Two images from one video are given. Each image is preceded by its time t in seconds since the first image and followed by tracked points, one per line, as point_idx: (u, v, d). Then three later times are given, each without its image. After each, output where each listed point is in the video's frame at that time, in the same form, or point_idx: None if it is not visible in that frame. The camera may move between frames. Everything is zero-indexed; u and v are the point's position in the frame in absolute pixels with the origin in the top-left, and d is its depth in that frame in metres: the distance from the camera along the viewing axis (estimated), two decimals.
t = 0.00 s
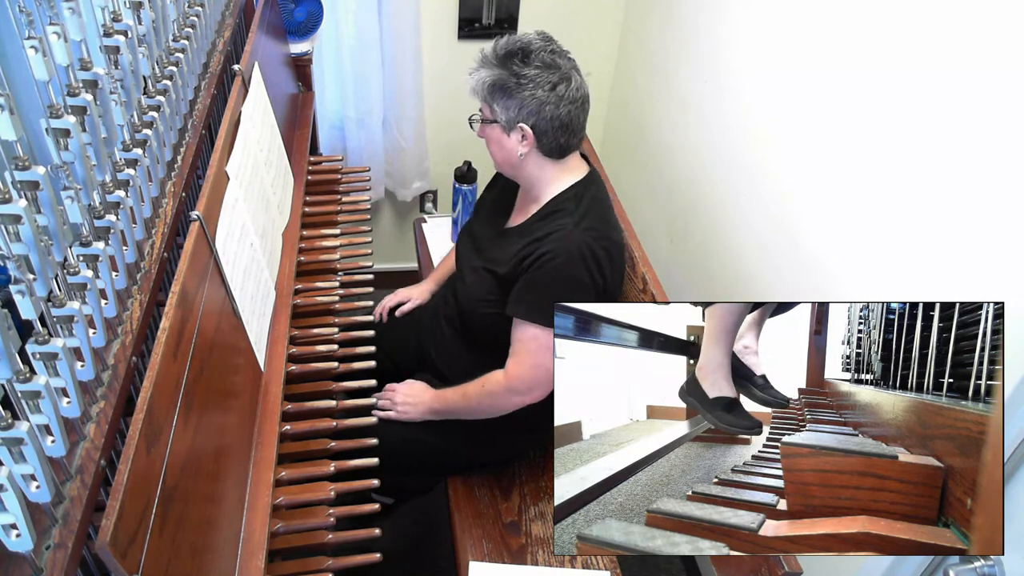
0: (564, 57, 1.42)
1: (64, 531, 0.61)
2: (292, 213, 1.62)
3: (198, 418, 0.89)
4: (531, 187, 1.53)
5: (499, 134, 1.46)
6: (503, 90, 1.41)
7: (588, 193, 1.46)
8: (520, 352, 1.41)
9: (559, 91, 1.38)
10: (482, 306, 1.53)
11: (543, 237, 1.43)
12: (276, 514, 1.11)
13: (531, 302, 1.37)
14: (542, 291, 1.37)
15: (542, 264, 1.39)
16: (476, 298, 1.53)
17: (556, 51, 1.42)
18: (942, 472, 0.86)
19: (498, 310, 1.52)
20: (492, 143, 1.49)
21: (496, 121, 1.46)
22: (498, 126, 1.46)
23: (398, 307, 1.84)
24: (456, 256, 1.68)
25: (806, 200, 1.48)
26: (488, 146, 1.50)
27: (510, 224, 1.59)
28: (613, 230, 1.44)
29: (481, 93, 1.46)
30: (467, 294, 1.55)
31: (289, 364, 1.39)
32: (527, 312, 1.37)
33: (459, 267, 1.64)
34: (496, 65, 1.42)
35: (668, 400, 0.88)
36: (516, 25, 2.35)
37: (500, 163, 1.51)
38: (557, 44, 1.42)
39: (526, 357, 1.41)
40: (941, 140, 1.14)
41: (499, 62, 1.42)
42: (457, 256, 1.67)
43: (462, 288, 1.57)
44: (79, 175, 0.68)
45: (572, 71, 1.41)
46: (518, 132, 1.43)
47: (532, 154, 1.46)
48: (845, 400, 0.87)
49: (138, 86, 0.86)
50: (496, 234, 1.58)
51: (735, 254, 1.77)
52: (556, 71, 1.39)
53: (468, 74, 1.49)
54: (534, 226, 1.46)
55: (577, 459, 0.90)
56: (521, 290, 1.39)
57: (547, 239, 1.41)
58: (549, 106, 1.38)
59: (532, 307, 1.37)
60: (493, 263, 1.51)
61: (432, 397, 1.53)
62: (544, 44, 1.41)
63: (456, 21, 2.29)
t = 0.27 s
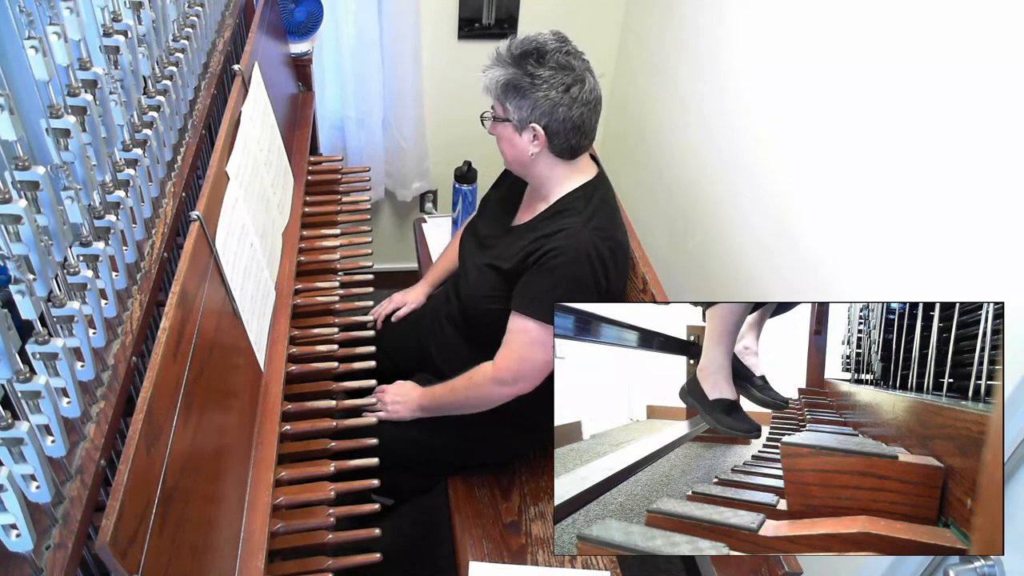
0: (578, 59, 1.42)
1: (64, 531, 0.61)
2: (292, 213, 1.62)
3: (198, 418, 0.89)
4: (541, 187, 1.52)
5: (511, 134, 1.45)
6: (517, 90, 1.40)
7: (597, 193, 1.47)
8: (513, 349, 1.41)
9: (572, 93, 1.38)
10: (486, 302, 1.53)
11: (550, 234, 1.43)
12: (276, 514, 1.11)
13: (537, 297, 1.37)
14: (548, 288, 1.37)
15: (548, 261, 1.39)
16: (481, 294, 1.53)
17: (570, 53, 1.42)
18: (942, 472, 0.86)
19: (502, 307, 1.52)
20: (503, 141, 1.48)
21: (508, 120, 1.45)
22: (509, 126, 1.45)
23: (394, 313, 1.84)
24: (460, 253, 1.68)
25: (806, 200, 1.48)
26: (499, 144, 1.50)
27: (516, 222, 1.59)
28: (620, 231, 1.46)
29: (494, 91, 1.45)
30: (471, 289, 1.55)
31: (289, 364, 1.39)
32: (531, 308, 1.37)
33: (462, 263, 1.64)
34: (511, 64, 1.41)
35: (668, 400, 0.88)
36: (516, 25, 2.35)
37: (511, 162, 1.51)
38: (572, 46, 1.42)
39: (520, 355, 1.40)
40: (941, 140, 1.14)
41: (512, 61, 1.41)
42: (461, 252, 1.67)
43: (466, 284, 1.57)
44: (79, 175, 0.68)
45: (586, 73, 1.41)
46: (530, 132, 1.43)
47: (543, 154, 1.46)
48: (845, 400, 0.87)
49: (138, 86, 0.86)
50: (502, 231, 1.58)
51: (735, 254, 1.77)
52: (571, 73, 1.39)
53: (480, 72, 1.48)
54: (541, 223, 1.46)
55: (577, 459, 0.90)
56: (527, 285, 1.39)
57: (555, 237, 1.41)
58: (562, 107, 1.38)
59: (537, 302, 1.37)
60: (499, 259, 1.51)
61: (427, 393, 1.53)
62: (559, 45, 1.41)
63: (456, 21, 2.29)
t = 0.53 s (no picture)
0: (588, 62, 1.41)
1: (65, 531, 0.61)
2: (292, 213, 1.62)
3: (198, 418, 0.89)
4: (547, 188, 1.51)
5: (519, 136, 1.45)
6: (527, 94, 1.40)
7: (603, 194, 1.47)
8: (514, 348, 1.41)
9: (583, 98, 1.38)
10: (490, 301, 1.53)
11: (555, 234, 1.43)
12: (276, 514, 1.11)
13: (542, 298, 1.38)
14: (553, 289, 1.38)
15: (554, 261, 1.40)
16: (484, 292, 1.53)
17: (581, 56, 1.41)
18: (942, 472, 0.86)
19: (505, 306, 1.52)
20: (511, 143, 1.48)
21: (517, 123, 1.45)
22: (519, 129, 1.45)
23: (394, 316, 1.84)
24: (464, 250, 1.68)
25: (806, 200, 1.48)
26: (506, 145, 1.49)
27: (519, 221, 1.59)
28: (624, 232, 1.46)
29: (503, 93, 1.45)
30: (475, 287, 1.55)
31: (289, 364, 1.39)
32: (535, 309, 1.38)
33: (466, 260, 1.64)
34: (521, 67, 1.41)
35: (668, 400, 0.88)
36: (516, 25, 2.35)
37: (518, 163, 1.50)
38: (583, 48, 1.41)
39: (521, 353, 1.41)
40: (941, 140, 1.14)
41: (523, 65, 1.41)
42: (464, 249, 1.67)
43: (468, 281, 1.57)
44: (78, 175, 0.68)
45: (596, 77, 1.40)
46: (539, 136, 1.42)
47: (552, 158, 1.45)
48: (845, 400, 0.87)
49: (138, 86, 0.86)
50: (503, 230, 1.58)
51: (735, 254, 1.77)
52: (581, 78, 1.38)
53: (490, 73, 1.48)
54: (546, 222, 1.45)
55: (577, 459, 0.90)
56: (532, 286, 1.40)
57: (560, 237, 1.41)
58: (572, 113, 1.38)
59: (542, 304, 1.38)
60: (502, 257, 1.51)
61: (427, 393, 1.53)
62: (570, 48, 1.40)
63: (456, 21, 2.29)
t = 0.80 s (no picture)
0: (594, 63, 1.41)
1: (65, 531, 0.61)
2: (292, 214, 1.62)
3: (199, 418, 0.89)
4: (550, 187, 1.51)
5: (524, 136, 1.45)
6: (533, 95, 1.40)
7: (607, 193, 1.47)
8: (518, 347, 1.41)
9: (589, 100, 1.38)
10: (492, 299, 1.53)
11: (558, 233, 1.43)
12: (276, 514, 1.11)
13: (545, 296, 1.38)
14: (557, 287, 1.38)
15: (558, 260, 1.40)
16: (487, 290, 1.52)
17: (587, 57, 1.41)
18: (942, 472, 0.86)
19: (508, 305, 1.53)
20: (514, 143, 1.48)
21: (522, 123, 1.45)
22: (523, 129, 1.44)
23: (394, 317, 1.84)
24: (465, 249, 1.68)
25: (806, 200, 1.48)
26: (510, 145, 1.49)
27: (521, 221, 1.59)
28: (627, 232, 1.46)
29: (508, 93, 1.44)
30: (478, 286, 1.54)
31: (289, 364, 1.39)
32: (538, 307, 1.38)
33: (467, 259, 1.64)
34: (528, 68, 1.40)
35: (668, 400, 0.88)
36: (516, 25, 2.35)
37: (522, 163, 1.50)
38: (589, 49, 1.41)
39: (523, 351, 1.41)
40: (941, 140, 1.14)
41: (530, 65, 1.40)
42: (466, 249, 1.67)
43: (471, 280, 1.56)
44: (78, 175, 0.68)
45: (602, 78, 1.41)
46: (544, 136, 1.42)
47: (556, 159, 1.45)
48: (845, 400, 0.87)
49: (138, 87, 0.86)
50: (505, 229, 1.58)
51: (735, 254, 1.77)
52: (588, 79, 1.39)
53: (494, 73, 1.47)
54: (549, 221, 1.45)
55: (577, 459, 0.90)
56: (535, 284, 1.40)
57: (564, 236, 1.41)
58: (579, 114, 1.38)
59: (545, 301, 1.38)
60: (506, 256, 1.51)
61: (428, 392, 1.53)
62: (576, 49, 1.40)
63: (456, 21, 2.29)
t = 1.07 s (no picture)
0: (596, 63, 1.41)
1: (65, 531, 0.61)
2: (292, 214, 1.62)
3: (199, 418, 0.88)
4: (552, 187, 1.51)
5: (527, 136, 1.45)
6: (535, 95, 1.40)
7: (610, 193, 1.47)
8: (522, 345, 1.41)
9: (591, 100, 1.38)
10: (495, 299, 1.53)
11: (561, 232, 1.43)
12: (276, 514, 1.11)
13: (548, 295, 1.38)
14: (559, 286, 1.38)
15: (560, 259, 1.40)
16: (490, 290, 1.52)
17: (588, 57, 1.40)
18: (942, 473, 0.86)
19: (511, 304, 1.53)
20: (516, 143, 1.47)
21: (524, 123, 1.44)
22: (525, 129, 1.44)
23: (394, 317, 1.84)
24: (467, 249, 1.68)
25: (806, 200, 1.48)
26: (512, 145, 1.49)
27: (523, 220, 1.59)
28: (629, 232, 1.46)
29: (510, 93, 1.44)
30: (480, 285, 1.54)
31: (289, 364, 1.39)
32: (540, 306, 1.38)
33: (469, 258, 1.64)
34: (530, 68, 1.40)
35: (668, 400, 0.88)
36: (516, 25, 2.35)
37: (524, 163, 1.50)
38: (590, 49, 1.41)
39: (523, 351, 1.41)
40: (941, 140, 1.14)
41: (532, 65, 1.40)
42: (467, 248, 1.67)
43: (473, 279, 1.56)
44: (78, 175, 0.68)
45: (604, 78, 1.41)
46: (547, 136, 1.42)
47: (559, 159, 1.45)
48: (845, 400, 0.87)
49: (138, 87, 0.86)
50: (507, 229, 1.58)
51: (735, 254, 1.77)
52: (590, 79, 1.38)
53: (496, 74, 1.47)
54: (552, 220, 1.46)
55: (577, 459, 0.90)
56: (538, 283, 1.40)
57: (566, 235, 1.41)
58: (581, 114, 1.38)
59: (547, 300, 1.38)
60: (509, 255, 1.51)
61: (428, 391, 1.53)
62: (578, 49, 1.40)
63: (456, 21, 2.29)
